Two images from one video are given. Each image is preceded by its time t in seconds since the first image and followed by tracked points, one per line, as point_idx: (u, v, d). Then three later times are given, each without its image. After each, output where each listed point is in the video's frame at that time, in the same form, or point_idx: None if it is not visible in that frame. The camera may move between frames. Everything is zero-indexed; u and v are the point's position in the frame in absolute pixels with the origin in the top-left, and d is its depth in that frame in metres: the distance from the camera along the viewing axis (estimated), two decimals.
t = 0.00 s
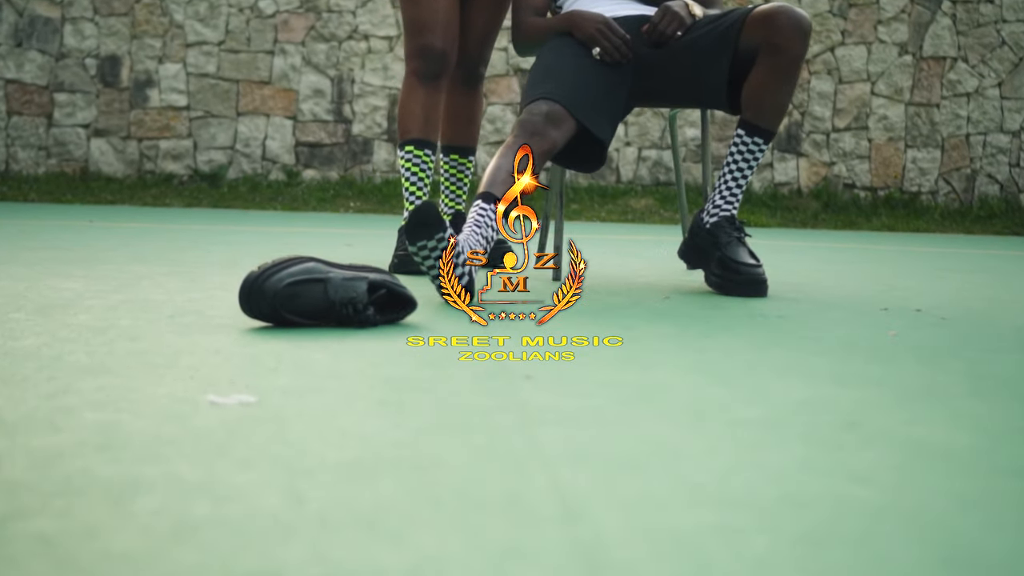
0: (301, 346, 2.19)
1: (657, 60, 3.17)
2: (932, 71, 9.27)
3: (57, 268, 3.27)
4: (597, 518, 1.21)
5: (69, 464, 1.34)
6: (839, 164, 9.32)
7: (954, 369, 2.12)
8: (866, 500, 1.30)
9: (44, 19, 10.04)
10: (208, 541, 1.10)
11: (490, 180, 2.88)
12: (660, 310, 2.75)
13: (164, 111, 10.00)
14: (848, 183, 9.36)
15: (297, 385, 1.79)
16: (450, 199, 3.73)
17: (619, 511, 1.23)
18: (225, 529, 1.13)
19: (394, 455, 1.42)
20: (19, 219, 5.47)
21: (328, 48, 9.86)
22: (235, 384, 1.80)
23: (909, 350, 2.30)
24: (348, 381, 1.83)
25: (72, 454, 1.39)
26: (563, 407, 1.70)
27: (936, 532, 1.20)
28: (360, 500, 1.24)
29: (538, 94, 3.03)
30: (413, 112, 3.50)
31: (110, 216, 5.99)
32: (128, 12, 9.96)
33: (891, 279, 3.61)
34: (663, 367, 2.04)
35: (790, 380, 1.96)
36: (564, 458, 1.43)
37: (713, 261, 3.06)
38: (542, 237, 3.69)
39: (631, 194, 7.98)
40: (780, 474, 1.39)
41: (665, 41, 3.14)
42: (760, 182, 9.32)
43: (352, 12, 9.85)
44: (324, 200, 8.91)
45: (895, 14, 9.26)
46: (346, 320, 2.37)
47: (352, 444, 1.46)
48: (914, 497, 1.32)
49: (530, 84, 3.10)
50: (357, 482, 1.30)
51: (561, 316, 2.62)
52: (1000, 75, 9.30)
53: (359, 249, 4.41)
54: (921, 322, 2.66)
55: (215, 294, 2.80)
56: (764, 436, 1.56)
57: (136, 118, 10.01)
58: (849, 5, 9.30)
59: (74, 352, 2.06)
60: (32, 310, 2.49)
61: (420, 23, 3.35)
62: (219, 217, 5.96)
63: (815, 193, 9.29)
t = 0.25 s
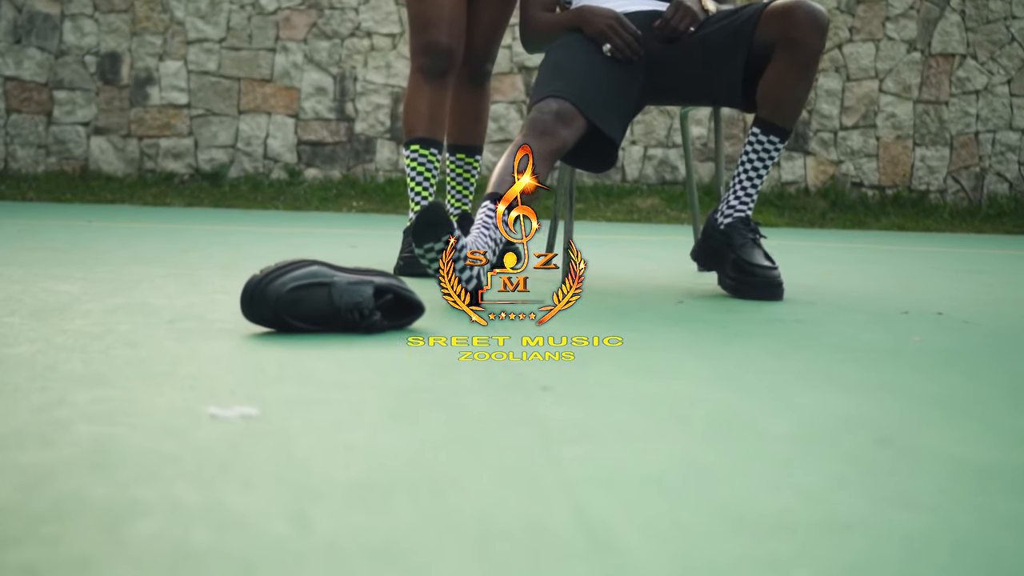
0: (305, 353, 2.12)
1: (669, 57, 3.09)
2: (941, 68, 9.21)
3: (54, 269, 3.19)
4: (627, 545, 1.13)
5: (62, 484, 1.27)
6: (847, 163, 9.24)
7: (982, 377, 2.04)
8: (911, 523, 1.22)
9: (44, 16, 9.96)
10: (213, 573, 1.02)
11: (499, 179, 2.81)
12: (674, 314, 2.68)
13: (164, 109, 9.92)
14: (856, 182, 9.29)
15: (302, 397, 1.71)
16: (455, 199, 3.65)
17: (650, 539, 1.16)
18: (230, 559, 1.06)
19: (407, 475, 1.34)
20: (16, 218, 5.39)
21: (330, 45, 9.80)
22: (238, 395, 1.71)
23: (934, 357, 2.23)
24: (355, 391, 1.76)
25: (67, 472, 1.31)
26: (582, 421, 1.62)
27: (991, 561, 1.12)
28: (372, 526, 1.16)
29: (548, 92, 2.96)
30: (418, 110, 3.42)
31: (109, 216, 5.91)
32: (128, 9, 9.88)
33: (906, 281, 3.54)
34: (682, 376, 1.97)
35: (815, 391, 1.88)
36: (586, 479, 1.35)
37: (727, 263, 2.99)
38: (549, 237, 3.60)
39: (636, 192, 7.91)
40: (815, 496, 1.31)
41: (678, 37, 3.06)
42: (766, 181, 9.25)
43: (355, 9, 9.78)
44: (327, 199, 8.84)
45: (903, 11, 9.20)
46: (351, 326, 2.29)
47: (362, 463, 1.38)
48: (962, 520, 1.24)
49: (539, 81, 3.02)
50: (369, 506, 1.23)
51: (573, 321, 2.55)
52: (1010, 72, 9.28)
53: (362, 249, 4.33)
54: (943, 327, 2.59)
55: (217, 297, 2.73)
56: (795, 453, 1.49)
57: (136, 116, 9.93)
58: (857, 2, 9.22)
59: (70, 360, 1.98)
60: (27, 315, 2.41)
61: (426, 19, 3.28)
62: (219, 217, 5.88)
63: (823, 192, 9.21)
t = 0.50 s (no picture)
0: (309, 360, 2.05)
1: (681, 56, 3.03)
2: (949, 69, 9.18)
3: (51, 273, 3.12)
4: (652, 567, 1.07)
5: (52, 503, 1.20)
6: (854, 164, 9.20)
7: (1010, 386, 1.98)
8: (952, 544, 1.16)
9: (44, 16, 9.90)
10: None
11: (508, 182, 2.77)
12: (688, 319, 2.61)
13: (165, 110, 9.85)
14: (863, 184, 9.24)
15: (308, 408, 1.65)
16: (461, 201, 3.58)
17: (676, 560, 1.09)
18: None
19: (418, 491, 1.28)
20: (14, 220, 5.32)
21: (333, 46, 9.74)
22: (241, 406, 1.65)
23: (958, 364, 2.16)
24: (361, 401, 1.69)
25: (60, 490, 1.25)
26: (600, 431, 1.56)
27: None
28: (382, 547, 1.10)
29: (558, 91, 2.89)
30: (424, 110, 3.36)
31: (108, 219, 5.84)
32: (129, 9, 9.81)
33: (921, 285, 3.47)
34: (701, 384, 1.90)
35: (840, 400, 1.81)
36: (606, 492, 1.28)
37: (740, 266, 2.92)
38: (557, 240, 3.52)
39: (641, 194, 7.85)
40: (849, 516, 1.25)
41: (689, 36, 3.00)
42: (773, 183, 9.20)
43: (358, 9, 9.73)
44: (329, 200, 8.78)
45: (911, 11, 9.17)
46: (357, 332, 2.22)
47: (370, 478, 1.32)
48: (1006, 540, 1.17)
49: (548, 81, 2.96)
50: (378, 524, 1.16)
51: (584, 327, 2.48)
52: (1018, 73, 9.25)
53: (365, 252, 4.26)
54: (964, 332, 2.52)
55: (218, 302, 2.66)
56: (825, 468, 1.42)
57: (136, 117, 9.87)
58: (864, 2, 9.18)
59: (66, 368, 1.91)
60: (22, 321, 2.34)
61: (432, 17, 3.22)
62: (220, 219, 5.82)
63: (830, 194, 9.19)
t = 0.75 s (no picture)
0: (316, 368, 1.98)
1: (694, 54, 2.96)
2: (957, 68, 9.15)
3: (49, 276, 3.05)
4: None
5: (46, 525, 1.13)
6: (862, 164, 9.16)
7: None
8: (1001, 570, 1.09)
9: (43, 15, 9.82)
10: None
11: (517, 182, 2.71)
12: (703, 325, 2.54)
13: (166, 109, 9.78)
14: (871, 184, 9.21)
15: (315, 420, 1.58)
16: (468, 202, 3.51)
17: None
18: None
19: (433, 512, 1.21)
20: (12, 221, 5.25)
21: (335, 45, 9.67)
22: (245, 418, 1.58)
23: (984, 372, 2.10)
24: (371, 414, 1.62)
25: (55, 510, 1.18)
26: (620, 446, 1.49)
27: None
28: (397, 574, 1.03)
29: (568, 90, 2.82)
30: (430, 109, 3.29)
31: (106, 219, 5.77)
32: (129, 7, 9.75)
33: (938, 288, 3.41)
34: (722, 395, 1.83)
35: (868, 411, 1.75)
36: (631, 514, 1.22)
37: (755, 269, 2.86)
38: (566, 243, 3.45)
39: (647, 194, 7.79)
40: (886, 540, 1.18)
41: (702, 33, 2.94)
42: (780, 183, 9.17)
43: (360, 8, 9.67)
44: (331, 201, 8.71)
45: (919, 10, 9.14)
46: (364, 339, 2.16)
47: (382, 498, 1.25)
48: None
49: (557, 79, 2.89)
50: (392, 549, 1.10)
51: (597, 332, 2.41)
52: None
53: (368, 253, 4.20)
54: (987, 338, 2.46)
55: (221, 306, 2.59)
56: (858, 486, 1.35)
57: (137, 117, 9.80)
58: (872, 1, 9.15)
59: (63, 377, 1.85)
60: (19, 325, 2.28)
61: (438, 15, 3.15)
62: (220, 220, 5.75)
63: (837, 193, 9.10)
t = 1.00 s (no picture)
0: (322, 373, 1.92)
1: (706, 51, 2.90)
2: (964, 66, 9.13)
3: (47, 277, 3.00)
4: None
5: (40, 542, 1.07)
6: (867, 163, 9.14)
7: None
8: None
9: (43, 13, 9.77)
10: None
11: (526, 182, 2.65)
12: (717, 327, 2.48)
13: (167, 108, 9.73)
14: (877, 183, 9.20)
15: (323, 428, 1.52)
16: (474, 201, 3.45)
17: None
18: None
19: (448, 527, 1.15)
20: (11, 221, 5.19)
21: (337, 43, 9.61)
22: (250, 426, 1.52)
23: (1009, 377, 2.04)
24: (381, 420, 1.56)
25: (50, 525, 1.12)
26: (641, 455, 1.43)
27: None
28: None
29: (577, 87, 2.77)
30: (436, 107, 3.23)
31: (106, 218, 5.71)
32: (130, 5, 9.69)
33: (953, 289, 3.35)
34: (742, 400, 1.77)
35: (894, 417, 1.69)
36: (656, 529, 1.16)
37: (768, 271, 2.80)
38: (574, 244, 3.39)
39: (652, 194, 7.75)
40: (926, 555, 1.12)
41: (714, 29, 2.89)
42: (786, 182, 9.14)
43: (362, 6, 9.61)
44: (333, 200, 8.66)
45: (926, 8, 9.11)
46: (370, 343, 2.10)
47: (394, 512, 1.19)
48: None
49: (567, 77, 2.83)
50: (407, 568, 1.04)
51: (609, 335, 2.35)
52: None
53: (373, 253, 4.14)
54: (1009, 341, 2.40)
55: (223, 309, 2.53)
56: (891, 497, 1.29)
57: (138, 116, 9.74)
58: None
59: (61, 381, 1.79)
60: (17, 328, 2.22)
61: (444, 11, 3.10)
62: (221, 220, 5.69)
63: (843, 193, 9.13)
